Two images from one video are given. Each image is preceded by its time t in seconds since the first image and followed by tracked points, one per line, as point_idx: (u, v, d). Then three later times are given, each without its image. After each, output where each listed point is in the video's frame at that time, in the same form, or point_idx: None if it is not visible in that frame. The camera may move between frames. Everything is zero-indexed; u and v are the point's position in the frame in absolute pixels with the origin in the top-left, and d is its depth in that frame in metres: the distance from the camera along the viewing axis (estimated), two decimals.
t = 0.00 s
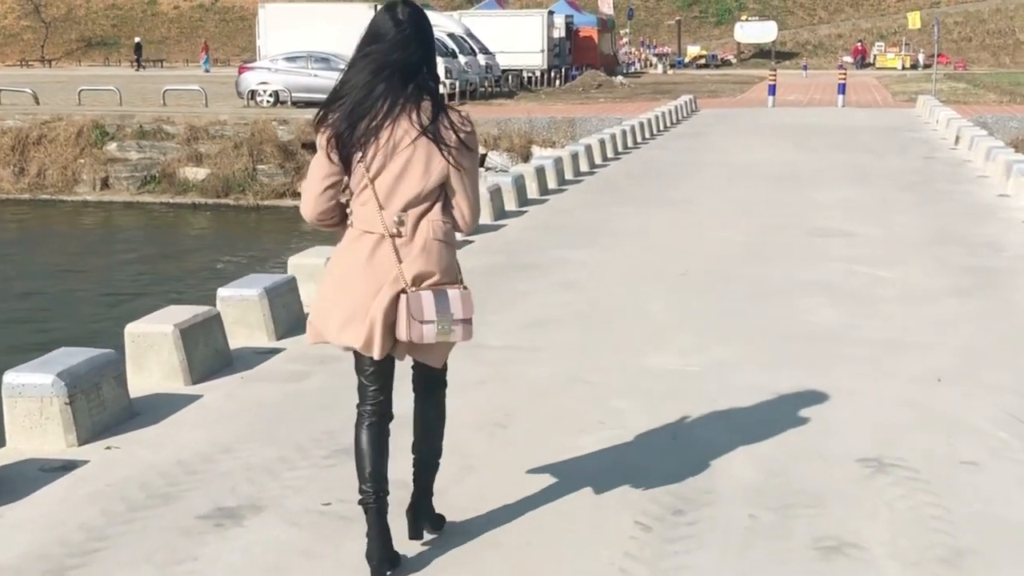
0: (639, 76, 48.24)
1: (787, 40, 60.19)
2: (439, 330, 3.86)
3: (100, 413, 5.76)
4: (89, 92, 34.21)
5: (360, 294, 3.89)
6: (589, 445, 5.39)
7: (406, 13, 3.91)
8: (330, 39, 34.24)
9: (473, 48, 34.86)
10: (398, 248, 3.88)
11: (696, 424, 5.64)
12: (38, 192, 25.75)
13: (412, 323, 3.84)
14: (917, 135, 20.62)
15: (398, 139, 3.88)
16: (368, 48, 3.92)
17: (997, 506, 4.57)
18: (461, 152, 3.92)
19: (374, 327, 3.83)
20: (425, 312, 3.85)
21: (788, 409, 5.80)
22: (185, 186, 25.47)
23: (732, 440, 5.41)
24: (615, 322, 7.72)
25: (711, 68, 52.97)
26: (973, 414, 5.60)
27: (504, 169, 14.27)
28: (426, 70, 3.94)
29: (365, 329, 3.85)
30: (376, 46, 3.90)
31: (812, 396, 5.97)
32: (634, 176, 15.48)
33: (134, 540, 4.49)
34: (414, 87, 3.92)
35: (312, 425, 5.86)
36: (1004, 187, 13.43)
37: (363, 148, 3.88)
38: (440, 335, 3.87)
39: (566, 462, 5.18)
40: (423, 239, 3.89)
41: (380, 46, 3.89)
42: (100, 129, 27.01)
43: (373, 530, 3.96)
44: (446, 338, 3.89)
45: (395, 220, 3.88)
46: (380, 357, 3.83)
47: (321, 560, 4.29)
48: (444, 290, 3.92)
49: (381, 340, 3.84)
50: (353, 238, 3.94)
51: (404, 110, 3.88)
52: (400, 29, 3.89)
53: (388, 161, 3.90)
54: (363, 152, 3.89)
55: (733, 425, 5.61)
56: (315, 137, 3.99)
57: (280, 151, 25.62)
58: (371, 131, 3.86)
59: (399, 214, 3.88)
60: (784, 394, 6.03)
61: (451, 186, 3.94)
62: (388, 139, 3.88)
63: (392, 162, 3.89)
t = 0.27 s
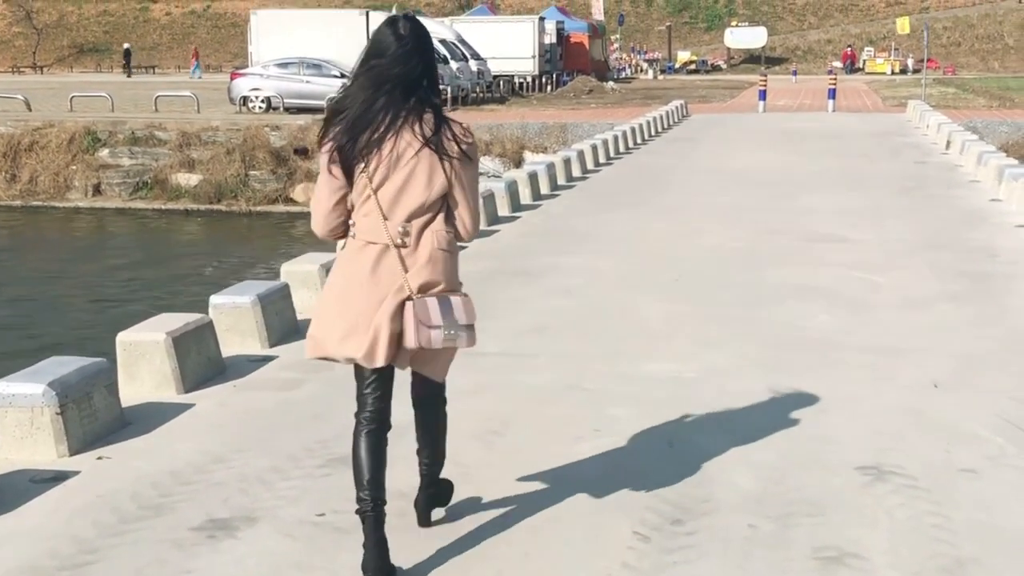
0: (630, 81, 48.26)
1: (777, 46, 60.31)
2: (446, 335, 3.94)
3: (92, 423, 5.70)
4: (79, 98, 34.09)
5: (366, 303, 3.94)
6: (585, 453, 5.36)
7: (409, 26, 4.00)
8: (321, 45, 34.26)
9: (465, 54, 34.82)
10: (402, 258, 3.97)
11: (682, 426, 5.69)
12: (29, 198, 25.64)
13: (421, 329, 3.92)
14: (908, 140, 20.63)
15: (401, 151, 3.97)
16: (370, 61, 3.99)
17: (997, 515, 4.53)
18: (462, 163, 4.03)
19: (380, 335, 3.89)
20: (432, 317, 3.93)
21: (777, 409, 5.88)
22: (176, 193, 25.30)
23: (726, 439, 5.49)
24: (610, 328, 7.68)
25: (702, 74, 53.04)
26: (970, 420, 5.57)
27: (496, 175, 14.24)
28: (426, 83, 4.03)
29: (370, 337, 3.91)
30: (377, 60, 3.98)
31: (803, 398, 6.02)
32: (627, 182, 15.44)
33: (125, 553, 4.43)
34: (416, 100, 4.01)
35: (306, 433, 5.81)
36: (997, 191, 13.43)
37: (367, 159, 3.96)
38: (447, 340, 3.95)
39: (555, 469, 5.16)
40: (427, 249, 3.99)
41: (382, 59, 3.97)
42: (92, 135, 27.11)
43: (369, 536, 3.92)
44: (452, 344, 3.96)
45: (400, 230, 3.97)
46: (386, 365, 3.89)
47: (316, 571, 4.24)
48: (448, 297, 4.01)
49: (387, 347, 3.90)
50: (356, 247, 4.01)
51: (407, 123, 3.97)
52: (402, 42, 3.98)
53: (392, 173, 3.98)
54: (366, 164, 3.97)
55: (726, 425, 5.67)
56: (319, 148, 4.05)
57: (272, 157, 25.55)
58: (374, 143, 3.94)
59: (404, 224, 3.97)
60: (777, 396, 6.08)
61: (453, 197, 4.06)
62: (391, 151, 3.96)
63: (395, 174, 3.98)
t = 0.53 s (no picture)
0: (620, 84, 48.22)
1: (766, 48, 60.36)
2: (451, 342, 3.97)
3: (78, 433, 5.59)
4: (65, 102, 33.87)
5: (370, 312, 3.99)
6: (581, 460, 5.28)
7: (411, 36, 4.02)
8: (309, 48, 34.20)
9: (455, 57, 34.74)
10: (406, 268, 4.02)
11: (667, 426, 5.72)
12: (15, 203, 25.47)
13: (426, 336, 3.96)
14: (899, 141, 20.62)
15: (404, 161, 4.01)
16: (372, 71, 4.02)
17: (1001, 524, 4.46)
18: (464, 171, 4.07)
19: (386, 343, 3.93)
20: (438, 325, 3.96)
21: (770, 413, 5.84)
22: (164, 197, 25.14)
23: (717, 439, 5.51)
24: (604, 334, 7.60)
25: (691, 76, 53.04)
26: (971, 427, 5.49)
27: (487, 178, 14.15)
28: (428, 93, 4.07)
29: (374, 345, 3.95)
30: (381, 70, 4.01)
31: (796, 399, 6.03)
32: (618, 185, 15.35)
33: (113, 568, 4.33)
34: (418, 110, 4.04)
35: (296, 444, 5.71)
36: (989, 194, 13.39)
37: (371, 170, 4.01)
38: (452, 347, 3.97)
39: (548, 476, 5.09)
40: (430, 258, 4.03)
41: (385, 69, 4.00)
42: (78, 139, 26.82)
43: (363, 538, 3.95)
44: (456, 350, 3.99)
45: (404, 240, 4.01)
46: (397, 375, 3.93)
47: None
48: (451, 305, 4.04)
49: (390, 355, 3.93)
50: (360, 256, 4.05)
51: (410, 132, 4.01)
52: (405, 52, 4.00)
53: (395, 183, 4.03)
54: (369, 174, 4.03)
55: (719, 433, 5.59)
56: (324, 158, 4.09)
57: (260, 160, 25.44)
58: (378, 153, 3.99)
59: (407, 234, 4.01)
60: (769, 397, 6.11)
61: (455, 207, 4.10)
62: (394, 162, 4.01)
63: (398, 184, 4.03)
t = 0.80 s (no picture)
0: (609, 85, 48.23)
1: (755, 49, 60.44)
2: (451, 345, 3.98)
3: (66, 443, 5.52)
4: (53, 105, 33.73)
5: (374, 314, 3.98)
6: (577, 466, 5.23)
7: (414, 40, 3.99)
8: (297, 50, 34.13)
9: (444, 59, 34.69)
10: (408, 271, 4.00)
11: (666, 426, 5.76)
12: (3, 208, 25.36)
13: (428, 338, 3.94)
14: (889, 143, 20.62)
15: (405, 165, 3.99)
16: (376, 77, 4.00)
17: (1001, 532, 4.42)
18: (465, 174, 4.04)
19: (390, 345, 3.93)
20: (441, 327, 3.95)
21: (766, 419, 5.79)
22: (152, 200, 25.05)
23: (710, 443, 5.50)
24: (597, 339, 7.55)
25: (680, 78, 53.10)
26: (967, 432, 5.45)
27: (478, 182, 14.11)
28: (430, 97, 4.04)
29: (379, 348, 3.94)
30: (383, 74, 3.99)
31: (792, 400, 6.07)
32: (609, 188, 15.30)
33: None
34: (421, 113, 4.01)
35: (287, 453, 5.63)
36: (980, 195, 13.38)
37: (372, 173, 4.00)
38: (453, 349, 3.99)
39: (546, 483, 5.05)
40: (432, 261, 4.01)
41: (389, 74, 3.97)
42: (66, 143, 26.74)
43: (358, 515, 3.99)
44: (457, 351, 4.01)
45: (406, 243, 3.99)
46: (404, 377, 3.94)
47: None
48: (454, 307, 4.02)
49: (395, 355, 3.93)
50: (361, 260, 4.03)
51: (411, 136, 3.98)
52: (409, 57, 3.96)
53: (396, 187, 4.00)
54: (371, 178, 4.01)
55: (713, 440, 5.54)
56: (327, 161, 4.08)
57: (248, 163, 25.36)
58: (380, 157, 3.97)
59: (409, 238, 3.99)
60: (766, 396, 6.16)
61: (456, 211, 4.07)
62: (397, 165, 3.99)
63: (399, 187, 4.00)
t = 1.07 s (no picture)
0: (593, 87, 48.14)
1: (739, 50, 60.46)
2: (460, 328, 4.16)
3: (46, 455, 5.40)
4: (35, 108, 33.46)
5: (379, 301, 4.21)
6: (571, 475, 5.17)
7: (408, 35, 4.14)
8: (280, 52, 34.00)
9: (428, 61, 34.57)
10: (409, 259, 4.21)
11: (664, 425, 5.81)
12: None
13: (436, 321, 4.13)
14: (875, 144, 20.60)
15: (401, 156, 4.19)
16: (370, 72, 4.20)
17: (1000, 540, 4.35)
18: (460, 163, 4.24)
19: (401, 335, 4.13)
20: (447, 310, 4.15)
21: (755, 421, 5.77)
22: (135, 204, 24.85)
23: (702, 442, 5.53)
24: (586, 344, 7.47)
25: (664, 79, 53.06)
26: (962, 437, 5.38)
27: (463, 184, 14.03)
28: (422, 89, 4.23)
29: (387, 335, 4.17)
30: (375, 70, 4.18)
31: (786, 397, 6.14)
32: (595, 191, 15.22)
33: None
34: (414, 106, 4.21)
35: (272, 463, 5.53)
36: (967, 196, 13.36)
37: (369, 165, 4.20)
38: (461, 333, 4.16)
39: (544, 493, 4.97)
40: (431, 249, 4.22)
41: (381, 68, 4.15)
42: (47, 147, 26.68)
43: (365, 487, 4.28)
44: (464, 335, 4.18)
45: (405, 232, 4.20)
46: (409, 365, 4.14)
47: None
48: (456, 292, 4.24)
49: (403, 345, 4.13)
50: (362, 250, 4.24)
51: (406, 128, 4.18)
52: (401, 50, 4.14)
53: (394, 177, 4.21)
54: (368, 169, 4.22)
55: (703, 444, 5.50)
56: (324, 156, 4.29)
57: (232, 166, 25.21)
58: (376, 150, 4.18)
59: (409, 227, 4.20)
60: (759, 394, 6.22)
61: (452, 198, 4.27)
62: (393, 156, 4.19)
63: (396, 178, 4.21)
